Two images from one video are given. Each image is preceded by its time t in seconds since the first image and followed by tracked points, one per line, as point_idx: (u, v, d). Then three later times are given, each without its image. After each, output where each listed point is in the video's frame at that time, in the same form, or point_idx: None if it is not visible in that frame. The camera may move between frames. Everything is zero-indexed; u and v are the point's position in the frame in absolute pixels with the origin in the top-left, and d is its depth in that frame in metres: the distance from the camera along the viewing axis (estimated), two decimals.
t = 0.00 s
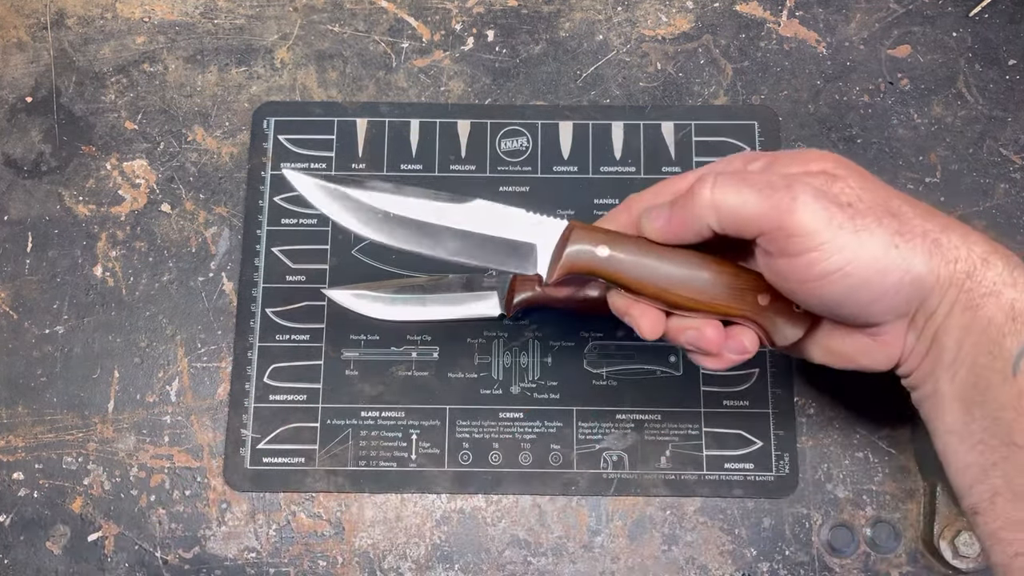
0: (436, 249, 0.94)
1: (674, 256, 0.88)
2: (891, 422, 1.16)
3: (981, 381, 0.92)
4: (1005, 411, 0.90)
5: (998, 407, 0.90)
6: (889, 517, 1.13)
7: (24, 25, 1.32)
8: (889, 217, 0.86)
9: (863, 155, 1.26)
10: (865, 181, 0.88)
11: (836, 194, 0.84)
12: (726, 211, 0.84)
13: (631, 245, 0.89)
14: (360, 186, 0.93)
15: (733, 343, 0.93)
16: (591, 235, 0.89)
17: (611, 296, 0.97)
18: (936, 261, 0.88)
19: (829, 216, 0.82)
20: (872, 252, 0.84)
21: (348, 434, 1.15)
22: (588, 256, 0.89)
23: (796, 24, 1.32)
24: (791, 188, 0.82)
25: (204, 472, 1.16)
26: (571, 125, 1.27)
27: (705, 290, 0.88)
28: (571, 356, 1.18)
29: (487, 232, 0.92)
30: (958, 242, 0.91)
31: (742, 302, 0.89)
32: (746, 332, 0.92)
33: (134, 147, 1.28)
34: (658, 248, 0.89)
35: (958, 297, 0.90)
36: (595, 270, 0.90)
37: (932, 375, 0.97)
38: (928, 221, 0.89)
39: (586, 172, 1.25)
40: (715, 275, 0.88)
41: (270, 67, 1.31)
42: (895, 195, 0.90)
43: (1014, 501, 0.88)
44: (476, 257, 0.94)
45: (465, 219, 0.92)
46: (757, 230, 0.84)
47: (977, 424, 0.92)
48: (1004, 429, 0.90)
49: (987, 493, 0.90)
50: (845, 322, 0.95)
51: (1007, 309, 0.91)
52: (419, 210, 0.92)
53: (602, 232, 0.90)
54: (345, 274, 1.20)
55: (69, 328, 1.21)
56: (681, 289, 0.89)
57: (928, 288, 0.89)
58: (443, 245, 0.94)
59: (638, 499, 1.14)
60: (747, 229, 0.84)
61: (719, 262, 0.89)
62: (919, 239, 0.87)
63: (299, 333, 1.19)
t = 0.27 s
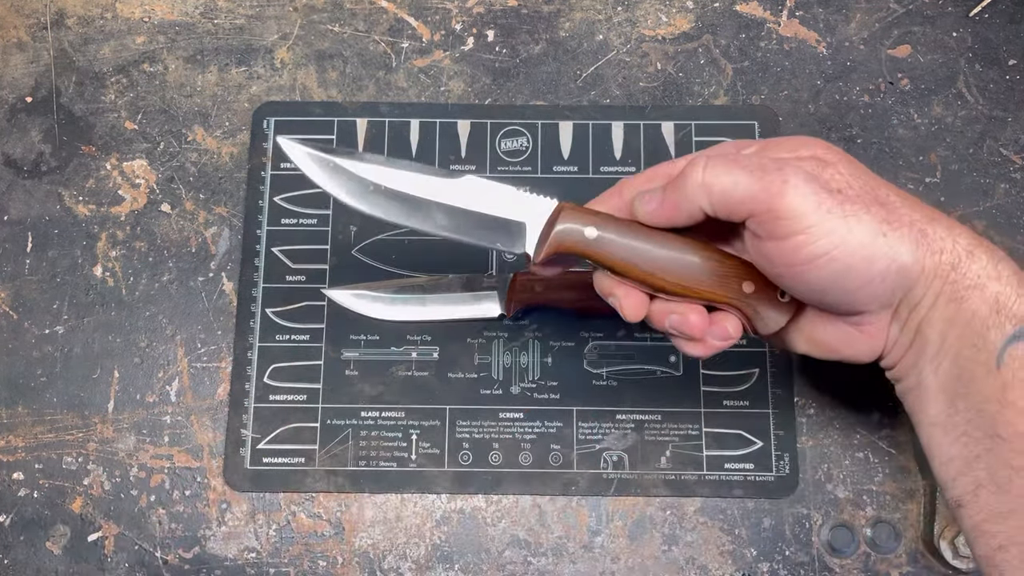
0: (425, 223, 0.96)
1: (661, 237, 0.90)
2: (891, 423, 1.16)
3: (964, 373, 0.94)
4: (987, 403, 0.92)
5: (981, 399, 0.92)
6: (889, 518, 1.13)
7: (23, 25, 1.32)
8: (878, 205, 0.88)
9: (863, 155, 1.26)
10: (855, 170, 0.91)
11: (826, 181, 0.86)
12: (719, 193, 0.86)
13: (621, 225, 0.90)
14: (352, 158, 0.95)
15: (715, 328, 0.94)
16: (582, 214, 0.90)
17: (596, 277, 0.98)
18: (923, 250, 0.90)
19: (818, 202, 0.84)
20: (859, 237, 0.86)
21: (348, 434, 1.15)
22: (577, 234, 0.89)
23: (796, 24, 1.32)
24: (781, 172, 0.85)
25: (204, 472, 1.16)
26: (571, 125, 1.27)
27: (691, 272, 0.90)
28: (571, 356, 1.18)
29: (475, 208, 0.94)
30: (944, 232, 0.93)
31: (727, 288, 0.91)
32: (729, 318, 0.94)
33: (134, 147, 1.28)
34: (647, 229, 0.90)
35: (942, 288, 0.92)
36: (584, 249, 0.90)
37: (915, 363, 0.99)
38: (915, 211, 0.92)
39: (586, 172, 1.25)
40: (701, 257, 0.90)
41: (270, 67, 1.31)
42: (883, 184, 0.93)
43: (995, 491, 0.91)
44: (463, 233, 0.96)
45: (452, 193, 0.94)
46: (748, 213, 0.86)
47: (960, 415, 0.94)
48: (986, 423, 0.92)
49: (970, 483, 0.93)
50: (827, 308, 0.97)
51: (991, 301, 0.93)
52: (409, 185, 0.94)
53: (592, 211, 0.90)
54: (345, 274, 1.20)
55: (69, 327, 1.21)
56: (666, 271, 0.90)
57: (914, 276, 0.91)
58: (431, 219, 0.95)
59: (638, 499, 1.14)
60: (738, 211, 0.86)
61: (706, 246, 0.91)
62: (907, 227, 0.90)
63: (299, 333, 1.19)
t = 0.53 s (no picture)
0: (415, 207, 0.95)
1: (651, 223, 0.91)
2: (891, 423, 1.16)
3: (951, 351, 0.90)
4: (976, 375, 0.87)
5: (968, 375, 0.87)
6: (889, 518, 1.13)
7: (23, 25, 1.32)
8: (862, 185, 0.88)
9: (863, 155, 1.26)
10: (841, 152, 0.91)
11: (812, 162, 0.86)
12: (705, 175, 0.87)
13: (608, 213, 0.92)
14: (342, 148, 0.95)
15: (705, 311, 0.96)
16: (570, 201, 0.91)
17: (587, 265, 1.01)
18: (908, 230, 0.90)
19: (804, 182, 0.84)
20: (845, 218, 0.87)
21: (348, 434, 1.15)
22: (569, 220, 0.91)
23: (796, 24, 1.32)
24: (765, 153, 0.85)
25: (204, 472, 1.16)
26: (571, 125, 1.27)
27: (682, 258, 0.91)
28: (571, 356, 1.18)
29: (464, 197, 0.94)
30: (930, 214, 0.92)
31: (714, 273, 0.92)
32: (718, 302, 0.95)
33: (134, 147, 1.28)
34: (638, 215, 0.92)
35: (927, 268, 0.91)
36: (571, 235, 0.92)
37: (906, 339, 0.97)
38: (902, 193, 0.91)
39: (586, 172, 1.25)
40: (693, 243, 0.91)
41: (270, 67, 1.31)
42: (869, 166, 0.93)
43: (987, 467, 0.84)
44: (455, 221, 0.96)
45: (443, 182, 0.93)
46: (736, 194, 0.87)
47: (947, 393, 0.90)
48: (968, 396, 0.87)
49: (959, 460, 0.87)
50: (815, 290, 0.97)
51: (978, 280, 0.90)
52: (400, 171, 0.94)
53: (582, 198, 0.92)
54: (345, 274, 1.20)
55: (69, 327, 1.21)
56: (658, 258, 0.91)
57: (899, 257, 0.91)
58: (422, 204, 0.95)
59: (638, 499, 1.14)
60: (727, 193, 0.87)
61: (695, 231, 0.92)
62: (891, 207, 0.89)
63: (299, 333, 1.19)
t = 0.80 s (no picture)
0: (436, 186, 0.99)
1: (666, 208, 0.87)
2: (891, 423, 1.16)
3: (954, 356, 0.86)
4: (981, 385, 0.83)
5: (970, 384, 0.83)
6: (889, 518, 1.13)
7: (23, 25, 1.32)
8: (861, 212, 0.85)
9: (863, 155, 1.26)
10: (841, 172, 0.87)
11: (804, 198, 0.84)
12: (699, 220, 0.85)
13: (622, 197, 0.83)
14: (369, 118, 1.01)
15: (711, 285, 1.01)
16: (584, 181, 0.88)
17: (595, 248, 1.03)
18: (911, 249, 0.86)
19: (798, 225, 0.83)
20: (843, 255, 0.85)
21: (348, 434, 1.15)
22: (580, 206, 0.87)
23: (796, 24, 1.32)
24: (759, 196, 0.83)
25: (204, 472, 1.16)
26: (571, 125, 1.27)
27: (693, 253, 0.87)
28: (571, 356, 1.18)
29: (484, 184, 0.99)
30: (939, 222, 0.87)
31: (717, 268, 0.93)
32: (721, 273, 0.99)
33: (134, 147, 1.28)
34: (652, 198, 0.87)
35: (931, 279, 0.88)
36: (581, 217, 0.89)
37: (902, 347, 0.95)
38: (906, 207, 0.86)
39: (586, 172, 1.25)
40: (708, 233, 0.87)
41: (270, 67, 1.31)
42: (875, 179, 0.88)
43: (989, 470, 0.81)
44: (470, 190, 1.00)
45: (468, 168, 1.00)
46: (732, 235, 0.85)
47: (949, 394, 0.87)
48: (976, 400, 0.83)
49: (963, 459, 0.84)
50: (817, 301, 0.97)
51: (987, 291, 0.85)
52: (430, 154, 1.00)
53: (596, 180, 0.87)
54: (345, 274, 1.20)
55: (69, 327, 1.21)
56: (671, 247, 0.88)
57: (899, 280, 0.88)
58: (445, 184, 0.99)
59: (638, 499, 1.14)
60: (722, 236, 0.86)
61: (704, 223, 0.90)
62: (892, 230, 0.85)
63: (299, 333, 1.19)
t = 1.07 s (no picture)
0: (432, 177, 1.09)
1: (643, 171, 0.96)
2: (890, 422, 1.16)
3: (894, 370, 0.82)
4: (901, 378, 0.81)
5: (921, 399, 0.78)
6: (889, 518, 1.13)
7: (24, 25, 1.32)
8: (778, 234, 0.84)
9: (863, 155, 1.26)
10: (777, 187, 0.83)
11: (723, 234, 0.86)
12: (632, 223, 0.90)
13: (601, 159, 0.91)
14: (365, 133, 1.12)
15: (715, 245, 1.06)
16: (565, 156, 1.00)
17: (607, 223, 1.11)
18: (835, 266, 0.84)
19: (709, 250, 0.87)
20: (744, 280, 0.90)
21: (348, 434, 1.15)
22: (561, 173, 1.00)
23: (796, 24, 1.32)
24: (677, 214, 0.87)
25: (204, 472, 1.16)
26: (571, 125, 1.27)
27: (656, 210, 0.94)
28: (571, 356, 1.18)
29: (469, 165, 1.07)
30: (873, 243, 0.83)
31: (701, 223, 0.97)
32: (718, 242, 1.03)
33: (134, 147, 1.28)
34: (633, 162, 0.98)
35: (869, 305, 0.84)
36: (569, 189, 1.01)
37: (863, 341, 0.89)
38: (832, 226, 0.83)
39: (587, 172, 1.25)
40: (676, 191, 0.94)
41: (270, 67, 1.31)
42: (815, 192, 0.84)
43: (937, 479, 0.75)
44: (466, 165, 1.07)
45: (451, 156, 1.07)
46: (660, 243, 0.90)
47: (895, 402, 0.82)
48: (902, 391, 0.81)
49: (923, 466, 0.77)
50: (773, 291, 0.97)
51: (904, 306, 0.82)
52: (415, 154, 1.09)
53: (576, 153, 1.00)
54: (345, 274, 1.20)
55: (69, 328, 1.21)
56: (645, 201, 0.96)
57: (818, 288, 0.87)
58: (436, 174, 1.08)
59: (638, 499, 1.14)
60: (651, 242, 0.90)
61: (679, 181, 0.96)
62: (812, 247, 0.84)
63: (299, 333, 1.19)
